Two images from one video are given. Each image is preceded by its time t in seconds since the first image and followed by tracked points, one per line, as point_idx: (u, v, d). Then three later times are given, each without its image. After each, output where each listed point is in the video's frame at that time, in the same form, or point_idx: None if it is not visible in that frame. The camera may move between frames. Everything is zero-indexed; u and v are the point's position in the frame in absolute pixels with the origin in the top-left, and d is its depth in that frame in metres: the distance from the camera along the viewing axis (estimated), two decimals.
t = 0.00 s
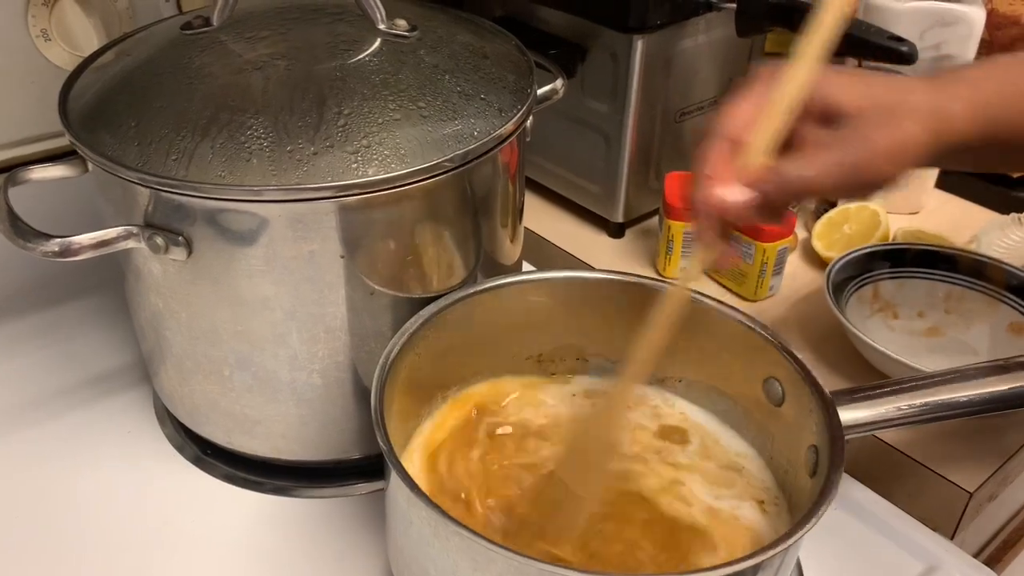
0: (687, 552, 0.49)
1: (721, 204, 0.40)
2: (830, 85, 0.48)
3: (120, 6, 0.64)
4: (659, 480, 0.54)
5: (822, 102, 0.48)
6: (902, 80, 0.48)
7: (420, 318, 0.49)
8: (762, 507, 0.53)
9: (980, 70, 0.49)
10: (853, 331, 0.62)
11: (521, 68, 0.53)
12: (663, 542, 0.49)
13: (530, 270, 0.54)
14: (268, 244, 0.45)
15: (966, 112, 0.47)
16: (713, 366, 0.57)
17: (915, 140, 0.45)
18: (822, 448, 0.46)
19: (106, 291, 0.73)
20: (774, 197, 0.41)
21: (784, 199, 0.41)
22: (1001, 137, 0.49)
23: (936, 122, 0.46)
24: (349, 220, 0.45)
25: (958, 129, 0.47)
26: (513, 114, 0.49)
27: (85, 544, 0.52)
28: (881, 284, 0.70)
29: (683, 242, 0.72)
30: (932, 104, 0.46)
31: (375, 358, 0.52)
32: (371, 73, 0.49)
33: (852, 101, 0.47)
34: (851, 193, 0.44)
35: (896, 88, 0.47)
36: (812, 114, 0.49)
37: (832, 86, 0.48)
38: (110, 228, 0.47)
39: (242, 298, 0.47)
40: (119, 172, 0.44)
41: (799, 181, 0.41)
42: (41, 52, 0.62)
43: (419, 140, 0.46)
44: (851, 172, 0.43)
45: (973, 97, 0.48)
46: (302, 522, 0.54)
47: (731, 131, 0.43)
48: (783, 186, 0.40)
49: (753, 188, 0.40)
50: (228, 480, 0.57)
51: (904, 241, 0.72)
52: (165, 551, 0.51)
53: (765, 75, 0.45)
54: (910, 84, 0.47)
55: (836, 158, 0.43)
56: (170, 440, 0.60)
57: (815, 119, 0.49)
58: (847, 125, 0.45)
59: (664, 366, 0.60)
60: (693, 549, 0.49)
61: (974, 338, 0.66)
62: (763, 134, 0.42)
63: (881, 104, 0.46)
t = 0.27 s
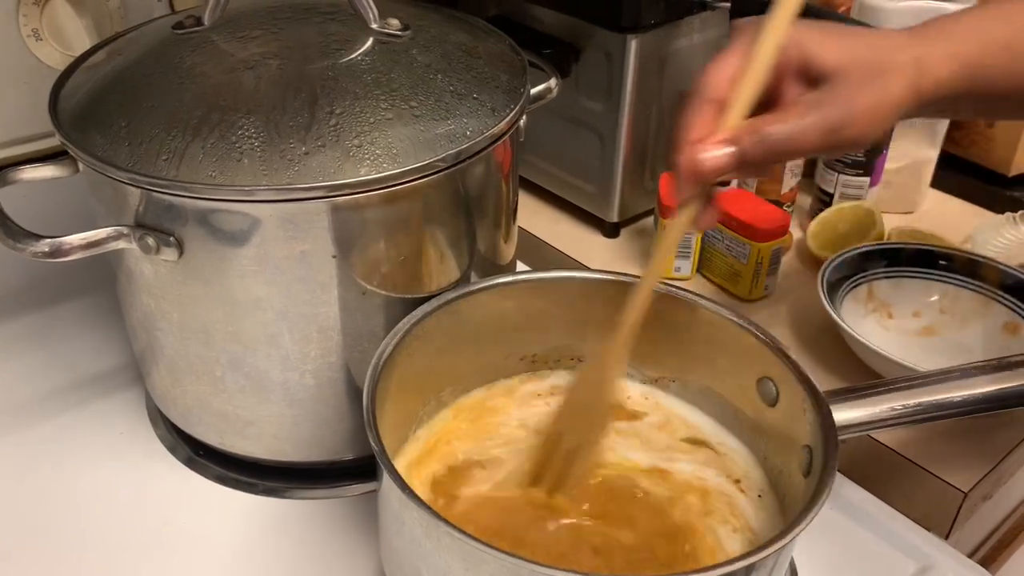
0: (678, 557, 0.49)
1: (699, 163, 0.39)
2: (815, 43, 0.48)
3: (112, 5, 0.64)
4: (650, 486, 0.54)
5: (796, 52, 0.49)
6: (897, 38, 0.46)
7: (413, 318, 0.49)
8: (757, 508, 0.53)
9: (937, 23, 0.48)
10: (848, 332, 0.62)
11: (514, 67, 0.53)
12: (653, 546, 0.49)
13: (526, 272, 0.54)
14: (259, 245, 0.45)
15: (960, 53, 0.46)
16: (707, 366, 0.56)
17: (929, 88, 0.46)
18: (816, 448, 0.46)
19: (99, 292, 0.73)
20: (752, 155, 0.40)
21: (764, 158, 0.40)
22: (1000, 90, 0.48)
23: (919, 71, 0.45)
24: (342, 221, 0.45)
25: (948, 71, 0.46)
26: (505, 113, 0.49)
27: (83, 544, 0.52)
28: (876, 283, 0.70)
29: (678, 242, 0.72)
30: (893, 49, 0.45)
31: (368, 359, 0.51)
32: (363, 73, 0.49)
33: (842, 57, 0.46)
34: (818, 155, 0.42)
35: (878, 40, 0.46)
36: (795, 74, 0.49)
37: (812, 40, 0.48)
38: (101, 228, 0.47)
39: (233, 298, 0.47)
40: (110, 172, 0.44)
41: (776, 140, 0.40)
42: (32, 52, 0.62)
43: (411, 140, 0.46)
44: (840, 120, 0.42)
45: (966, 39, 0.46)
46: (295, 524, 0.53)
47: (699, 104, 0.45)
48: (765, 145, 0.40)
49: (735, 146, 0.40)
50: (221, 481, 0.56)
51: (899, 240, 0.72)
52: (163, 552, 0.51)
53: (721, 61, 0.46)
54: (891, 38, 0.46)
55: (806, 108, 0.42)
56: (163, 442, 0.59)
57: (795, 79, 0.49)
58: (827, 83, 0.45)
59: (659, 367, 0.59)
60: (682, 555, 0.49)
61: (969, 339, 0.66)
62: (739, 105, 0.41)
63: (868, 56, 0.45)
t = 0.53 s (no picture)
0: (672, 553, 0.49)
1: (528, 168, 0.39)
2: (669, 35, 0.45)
3: (108, 5, 0.64)
4: (645, 481, 0.54)
5: (635, 43, 0.41)
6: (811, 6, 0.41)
7: (410, 318, 0.49)
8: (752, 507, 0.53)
9: None
10: (846, 331, 0.62)
11: (511, 67, 0.53)
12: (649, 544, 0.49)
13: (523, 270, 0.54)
14: (256, 245, 0.45)
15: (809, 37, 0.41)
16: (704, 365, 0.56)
17: (867, 66, 0.42)
18: (811, 446, 0.46)
19: (95, 291, 0.73)
20: (581, 168, 0.39)
21: (590, 171, 0.39)
22: (987, 52, 0.43)
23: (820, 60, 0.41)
24: (339, 220, 0.45)
25: (872, 50, 0.42)
26: (502, 113, 0.49)
27: (81, 544, 0.52)
28: (872, 282, 0.70)
29: (675, 242, 0.72)
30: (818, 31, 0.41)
31: (364, 358, 0.51)
32: (360, 73, 0.49)
33: (686, 59, 0.39)
34: (651, 160, 0.41)
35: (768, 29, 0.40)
36: (635, 79, 0.42)
37: (657, 40, 0.40)
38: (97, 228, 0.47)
39: (230, 298, 0.47)
40: (107, 172, 0.44)
41: (616, 148, 0.39)
42: (28, 51, 0.62)
43: (408, 140, 0.46)
44: (663, 137, 0.40)
45: (945, 8, 0.42)
46: (292, 523, 0.54)
47: (519, 121, 0.42)
48: (597, 156, 0.39)
49: (564, 152, 0.39)
50: (217, 481, 0.56)
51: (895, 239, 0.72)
52: (161, 551, 0.51)
53: (552, 59, 0.42)
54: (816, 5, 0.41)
55: (664, 115, 0.40)
56: (160, 442, 0.59)
57: (634, 80, 0.42)
58: (675, 88, 0.40)
59: (656, 365, 0.60)
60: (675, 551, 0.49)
61: (965, 337, 0.66)
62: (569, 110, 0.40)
63: (717, 41, 0.40)
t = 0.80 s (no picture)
0: (668, 547, 0.49)
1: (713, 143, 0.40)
2: (834, 4, 0.42)
3: (103, 3, 0.64)
4: (640, 477, 0.54)
5: (802, 20, 0.42)
6: None
7: (404, 315, 0.49)
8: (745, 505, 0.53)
9: None
10: (841, 330, 0.62)
11: (506, 64, 0.53)
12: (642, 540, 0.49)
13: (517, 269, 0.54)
14: (251, 242, 0.45)
15: None
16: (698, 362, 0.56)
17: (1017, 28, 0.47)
18: (805, 443, 0.46)
19: (92, 289, 0.73)
20: (762, 136, 0.40)
21: (771, 143, 0.41)
22: None
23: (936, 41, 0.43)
24: (332, 219, 0.45)
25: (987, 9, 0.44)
26: (496, 110, 0.49)
27: (78, 542, 0.52)
28: (867, 280, 0.70)
29: (670, 240, 0.72)
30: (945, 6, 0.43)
31: (360, 356, 0.52)
32: (355, 71, 0.49)
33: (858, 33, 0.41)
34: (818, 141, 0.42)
35: None
36: (807, 57, 0.43)
37: (832, 18, 0.41)
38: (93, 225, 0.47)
39: (225, 295, 0.47)
40: (101, 170, 0.44)
41: (799, 116, 0.40)
42: (24, 49, 0.62)
43: (402, 137, 0.46)
44: (848, 105, 0.42)
45: None
46: (288, 521, 0.54)
47: (698, 101, 0.43)
48: (776, 128, 0.40)
49: (743, 128, 0.40)
50: (214, 478, 0.57)
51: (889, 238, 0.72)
52: (158, 548, 0.51)
53: (719, 48, 0.45)
54: None
55: (843, 88, 0.41)
56: (156, 440, 0.59)
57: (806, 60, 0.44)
58: (846, 63, 0.41)
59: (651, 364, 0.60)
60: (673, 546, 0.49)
61: (959, 334, 0.67)
62: (756, 80, 0.42)
63: (878, 33, 0.41)
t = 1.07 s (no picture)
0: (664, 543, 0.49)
1: (817, 259, 0.36)
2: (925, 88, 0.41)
3: (101, 3, 0.64)
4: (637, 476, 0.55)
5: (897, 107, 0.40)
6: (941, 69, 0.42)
7: (401, 315, 0.49)
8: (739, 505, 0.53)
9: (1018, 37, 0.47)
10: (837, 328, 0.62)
11: (503, 65, 0.53)
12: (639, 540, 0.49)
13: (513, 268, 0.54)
14: (248, 242, 0.45)
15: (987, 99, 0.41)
16: (694, 362, 0.57)
17: None
18: (800, 442, 0.46)
19: (89, 289, 0.73)
20: (869, 247, 0.37)
21: (883, 249, 0.38)
22: None
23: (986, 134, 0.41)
24: (328, 219, 0.45)
25: None
26: (493, 111, 0.49)
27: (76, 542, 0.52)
28: (865, 279, 0.70)
29: (668, 239, 0.72)
30: (993, 96, 0.42)
31: (357, 356, 0.52)
32: (351, 71, 0.49)
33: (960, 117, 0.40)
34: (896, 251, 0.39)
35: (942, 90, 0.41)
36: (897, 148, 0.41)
37: (924, 99, 0.40)
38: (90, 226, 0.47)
39: (222, 295, 0.47)
40: (98, 171, 0.44)
41: (884, 228, 0.37)
42: (21, 50, 0.62)
43: (399, 138, 0.46)
44: (957, 193, 0.40)
45: None
46: (286, 520, 0.54)
47: (784, 180, 0.37)
48: (886, 234, 0.37)
49: (850, 235, 0.36)
50: (212, 479, 0.57)
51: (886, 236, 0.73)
52: (156, 549, 0.51)
53: (810, 135, 0.38)
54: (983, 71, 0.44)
55: (942, 180, 0.40)
56: (154, 440, 0.59)
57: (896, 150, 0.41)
58: (945, 153, 0.40)
59: (647, 364, 0.60)
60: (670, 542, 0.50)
61: (955, 333, 0.67)
62: (856, 165, 0.36)
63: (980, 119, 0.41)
